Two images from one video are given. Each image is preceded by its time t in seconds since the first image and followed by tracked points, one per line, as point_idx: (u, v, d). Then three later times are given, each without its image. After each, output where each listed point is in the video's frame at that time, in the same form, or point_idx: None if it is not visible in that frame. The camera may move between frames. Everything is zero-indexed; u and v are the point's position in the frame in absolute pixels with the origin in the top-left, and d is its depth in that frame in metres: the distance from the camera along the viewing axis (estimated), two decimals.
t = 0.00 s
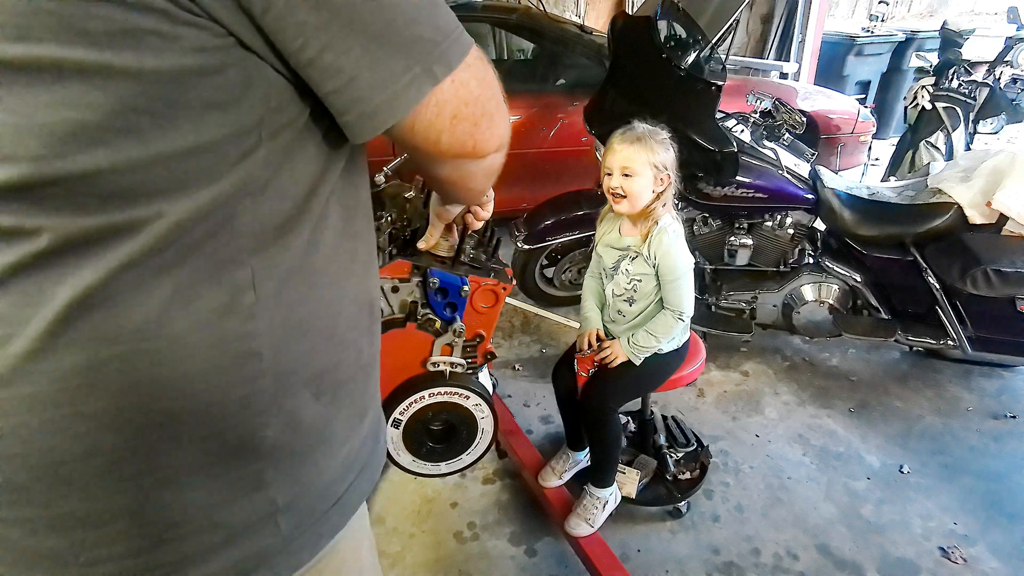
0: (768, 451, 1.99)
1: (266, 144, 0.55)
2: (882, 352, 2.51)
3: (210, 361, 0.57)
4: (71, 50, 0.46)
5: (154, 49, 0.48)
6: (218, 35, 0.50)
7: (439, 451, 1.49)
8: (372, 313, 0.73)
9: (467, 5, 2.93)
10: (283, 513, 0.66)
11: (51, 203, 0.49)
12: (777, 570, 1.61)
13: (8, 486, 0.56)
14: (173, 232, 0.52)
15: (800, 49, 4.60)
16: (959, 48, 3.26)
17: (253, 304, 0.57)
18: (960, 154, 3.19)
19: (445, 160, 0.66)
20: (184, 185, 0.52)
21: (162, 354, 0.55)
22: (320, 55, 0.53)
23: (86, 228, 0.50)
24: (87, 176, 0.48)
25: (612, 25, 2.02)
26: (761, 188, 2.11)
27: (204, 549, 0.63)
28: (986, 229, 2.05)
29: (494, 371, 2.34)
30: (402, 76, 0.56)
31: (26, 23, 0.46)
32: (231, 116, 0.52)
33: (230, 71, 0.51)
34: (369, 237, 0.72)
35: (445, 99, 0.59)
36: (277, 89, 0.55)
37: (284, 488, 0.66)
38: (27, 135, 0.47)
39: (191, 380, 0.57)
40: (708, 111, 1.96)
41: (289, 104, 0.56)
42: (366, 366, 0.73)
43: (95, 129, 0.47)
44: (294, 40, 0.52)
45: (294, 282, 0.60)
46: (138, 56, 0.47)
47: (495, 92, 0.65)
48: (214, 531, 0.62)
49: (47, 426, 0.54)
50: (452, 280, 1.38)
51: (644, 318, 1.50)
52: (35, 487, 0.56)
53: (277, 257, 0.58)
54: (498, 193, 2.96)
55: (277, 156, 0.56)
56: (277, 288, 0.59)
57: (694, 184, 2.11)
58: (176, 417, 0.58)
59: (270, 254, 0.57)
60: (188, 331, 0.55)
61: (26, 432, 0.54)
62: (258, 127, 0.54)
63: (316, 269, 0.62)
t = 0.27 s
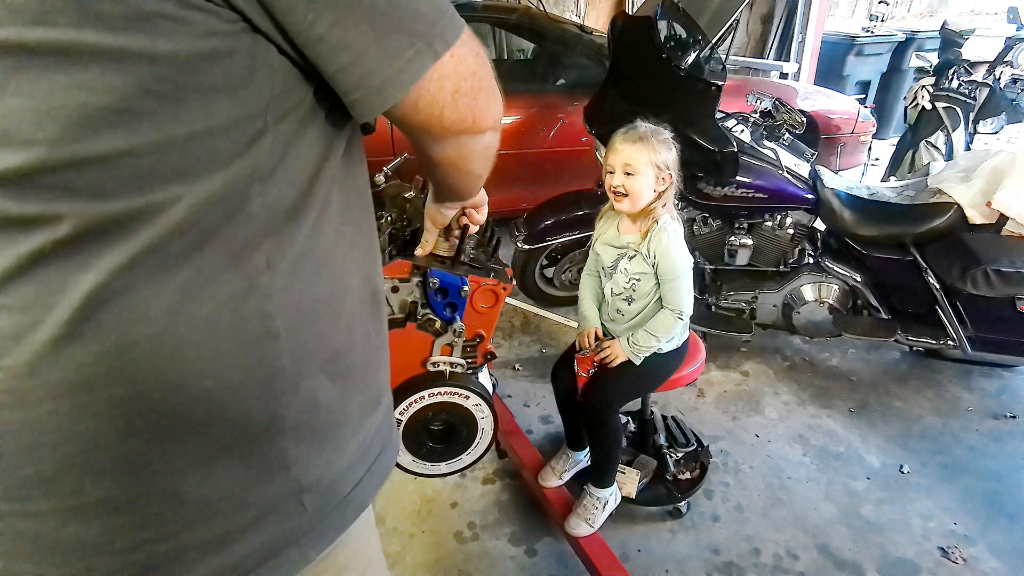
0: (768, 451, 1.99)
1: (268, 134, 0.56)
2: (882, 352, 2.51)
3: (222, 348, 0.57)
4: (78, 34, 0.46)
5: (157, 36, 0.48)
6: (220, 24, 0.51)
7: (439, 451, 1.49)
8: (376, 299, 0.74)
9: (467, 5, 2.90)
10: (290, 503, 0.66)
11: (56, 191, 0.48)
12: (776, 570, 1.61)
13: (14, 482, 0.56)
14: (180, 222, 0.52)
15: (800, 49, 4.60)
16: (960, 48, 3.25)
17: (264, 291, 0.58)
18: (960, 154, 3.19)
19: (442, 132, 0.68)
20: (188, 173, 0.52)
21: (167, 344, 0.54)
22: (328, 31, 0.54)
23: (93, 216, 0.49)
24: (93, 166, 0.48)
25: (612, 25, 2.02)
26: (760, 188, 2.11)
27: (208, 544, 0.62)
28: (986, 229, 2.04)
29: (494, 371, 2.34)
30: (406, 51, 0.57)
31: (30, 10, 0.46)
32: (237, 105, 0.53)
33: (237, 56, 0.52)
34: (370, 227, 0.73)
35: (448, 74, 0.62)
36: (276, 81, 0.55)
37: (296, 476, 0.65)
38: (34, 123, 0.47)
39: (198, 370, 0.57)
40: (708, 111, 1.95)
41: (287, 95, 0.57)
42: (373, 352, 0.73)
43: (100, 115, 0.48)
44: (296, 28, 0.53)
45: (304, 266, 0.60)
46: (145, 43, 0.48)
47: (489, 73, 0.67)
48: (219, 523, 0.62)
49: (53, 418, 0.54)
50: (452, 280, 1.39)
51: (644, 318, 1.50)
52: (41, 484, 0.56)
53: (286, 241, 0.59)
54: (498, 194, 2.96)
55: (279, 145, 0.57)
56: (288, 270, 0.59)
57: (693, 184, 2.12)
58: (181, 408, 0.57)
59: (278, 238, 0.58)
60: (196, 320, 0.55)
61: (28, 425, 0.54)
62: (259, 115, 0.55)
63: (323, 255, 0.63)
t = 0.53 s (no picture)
0: (768, 451, 1.99)
1: (269, 126, 0.56)
2: (882, 352, 2.51)
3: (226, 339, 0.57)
4: (78, 25, 0.46)
5: (158, 28, 0.48)
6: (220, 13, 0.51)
7: (439, 451, 1.49)
8: (376, 291, 0.73)
9: (467, 5, 2.91)
10: (295, 497, 0.65)
11: (57, 183, 0.48)
12: (776, 570, 1.61)
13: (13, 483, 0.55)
14: (181, 212, 0.52)
15: (800, 49, 4.60)
16: (960, 48, 3.25)
17: (268, 283, 0.57)
18: (960, 154, 3.19)
19: (440, 120, 0.68)
20: (188, 166, 0.52)
21: (170, 338, 0.54)
22: (328, 14, 0.54)
23: (94, 209, 0.49)
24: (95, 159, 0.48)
25: (612, 25, 2.01)
26: (760, 188, 2.11)
27: (213, 541, 0.62)
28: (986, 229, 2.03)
29: (494, 371, 2.34)
30: (404, 34, 0.57)
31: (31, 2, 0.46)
32: (238, 97, 0.53)
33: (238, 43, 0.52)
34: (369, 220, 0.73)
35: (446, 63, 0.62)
36: (276, 74, 0.55)
37: (300, 470, 0.65)
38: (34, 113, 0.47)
39: (200, 364, 0.56)
40: (708, 111, 1.95)
41: (288, 87, 0.57)
42: (375, 344, 0.73)
43: (101, 107, 0.47)
44: (299, 13, 0.53)
45: (308, 257, 0.60)
46: (146, 36, 0.48)
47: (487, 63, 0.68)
48: (224, 519, 0.62)
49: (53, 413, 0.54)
50: (452, 280, 1.38)
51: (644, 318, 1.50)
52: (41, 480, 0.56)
53: (289, 230, 0.58)
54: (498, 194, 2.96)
55: (280, 138, 0.57)
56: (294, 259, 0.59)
57: (693, 184, 2.12)
58: (184, 401, 0.57)
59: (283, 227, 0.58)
60: (201, 313, 0.55)
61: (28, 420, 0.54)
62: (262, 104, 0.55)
63: (326, 246, 0.62)
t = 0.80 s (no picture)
0: (768, 451, 1.99)
1: (272, 127, 0.55)
2: (882, 352, 2.51)
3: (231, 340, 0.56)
4: (80, 25, 0.45)
5: (160, 27, 0.48)
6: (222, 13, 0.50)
7: (439, 451, 1.49)
8: (375, 290, 0.73)
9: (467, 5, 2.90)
10: (299, 498, 0.65)
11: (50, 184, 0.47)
12: (777, 570, 1.61)
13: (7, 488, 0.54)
14: (185, 213, 0.51)
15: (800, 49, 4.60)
16: (959, 48, 3.25)
17: (272, 283, 0.57)
18: (960, 154, 3.19)
19: (443, 118, 0.67)
20: (191, 166, 0.51)
21: (171, 340, 0.53)
22: (334, 12, 0.54)
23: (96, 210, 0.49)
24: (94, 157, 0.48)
25: (612, 25, 2.01)
26: (760, 188, 2.10)
27: (218, 545, 0.61)
28: (987, 229, 2.05)
29: (494, 371, 2.34)
30: (408, 31, 0.57)
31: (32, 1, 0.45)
32: (241, 98, 0.53)
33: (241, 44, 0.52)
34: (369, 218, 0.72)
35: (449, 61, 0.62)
36: (278, 73, 0.55)
37: (303, 470, 0.65)
38: (36, 113, 0.46)
39: (200, 366, 0.55)
40: (709, 110, 1.95)
41: (292, 86, 0.57)
42: (375, 344, 0.73)
43: (103, 107, 0.47)
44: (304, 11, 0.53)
45: (310, 257, 0.60)
46: (148, 36, 0.47)
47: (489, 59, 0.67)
48: (228, 522, 0.61)
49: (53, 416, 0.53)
50: (452, 280, 1.38)
51: (643, 318, 1.50)
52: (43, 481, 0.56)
53: (293, 232, 0.58)
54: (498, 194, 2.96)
55: (283, 138, 0.57)
56: (297, 260, 0.59)
57: (694, 184, 2.12)
58: (186, 404, 0.56)
59: (287, 228, 0.58)
60: (205, 314, 0.54)
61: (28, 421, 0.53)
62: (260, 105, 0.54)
63: (327, 246, 0.62)
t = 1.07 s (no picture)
0: (768, 451, 1.99)
1: (262, 134, 0.55)
2: (882, 352, 2.51)
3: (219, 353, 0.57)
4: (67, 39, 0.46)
5: (157, 31, 0.48)
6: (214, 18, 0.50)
7: (439, 451, 1.49)
8: (367, 299, 0.73)
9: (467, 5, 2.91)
10: (285, 509, 0.66)
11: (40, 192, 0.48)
12: (777, 570, 1.61)
13: None
14: (178, 221, 0.52)
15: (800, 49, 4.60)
16: (960, 48, 3.25)
17: (256, 296, 0.57)
18: (960, 154, 3.19)
19: (445, 122, 0.67)
20: (178, 178, 0.52)
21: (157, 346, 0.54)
22: (323, 19, 0.53)
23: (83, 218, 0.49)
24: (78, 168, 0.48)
25: (612, 25, 2.01)
26: (760, 188, 2.11)
27: (199, 554, 0.62)
28: (987, 229, 2.05)
29: (494, 371, 2.34)
30: (406, 35, 0.56)
31: (29, 5, 0.46)
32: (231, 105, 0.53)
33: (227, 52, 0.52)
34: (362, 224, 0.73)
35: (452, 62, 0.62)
36: (271, 80, 0.55)
37: (286, 480, 0.65)
38: (31, 122, 0.47)
39: (184, 374, 0.56)
40: (709, 110, 1.95)
41: (284, 93, 0.56)
42: (365, 357, 0.73)
43: (98, 114, 0.48)
44: (290, 16, 0.52)
45: (298, 268, 0.60)
46: (132, 51, 0.47)
47: (497, 59, 0.67)
48: (213, 531, 0.62)
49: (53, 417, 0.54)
50: (452, 280, 1.39)
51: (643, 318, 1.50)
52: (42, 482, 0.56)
53: (280, 246, 0.58)
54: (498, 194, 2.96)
55: (279, 141, 0.57)
56: (283, 275, 0.59)
57: (694, 184, 2.12)
58: (173, 409, 0.57)
59: (275, 243, 0.58)
60: (188, 325, 0.55)
61: (28, 423, 0.54)
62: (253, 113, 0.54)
63: (317, 259, 0.62)
